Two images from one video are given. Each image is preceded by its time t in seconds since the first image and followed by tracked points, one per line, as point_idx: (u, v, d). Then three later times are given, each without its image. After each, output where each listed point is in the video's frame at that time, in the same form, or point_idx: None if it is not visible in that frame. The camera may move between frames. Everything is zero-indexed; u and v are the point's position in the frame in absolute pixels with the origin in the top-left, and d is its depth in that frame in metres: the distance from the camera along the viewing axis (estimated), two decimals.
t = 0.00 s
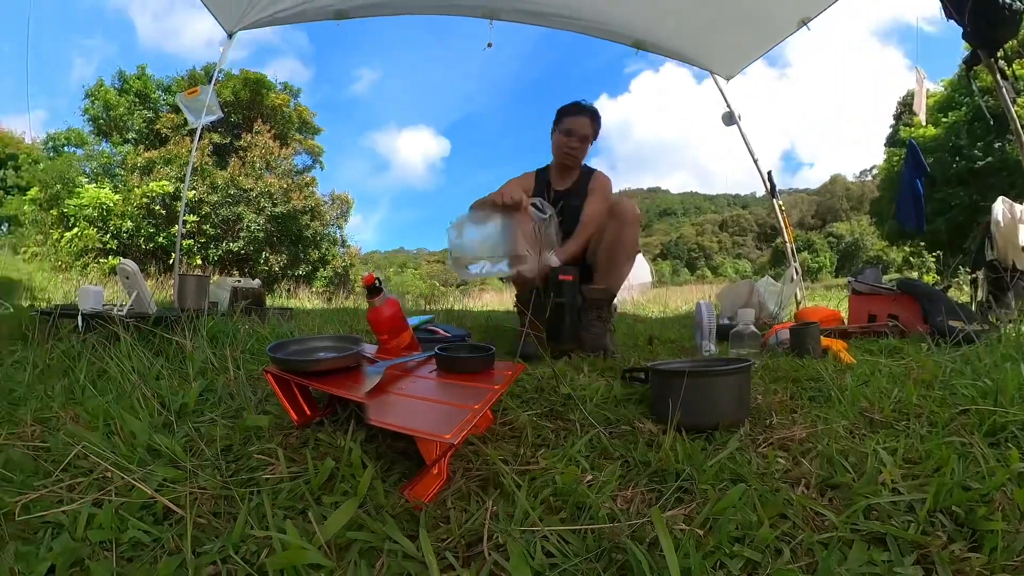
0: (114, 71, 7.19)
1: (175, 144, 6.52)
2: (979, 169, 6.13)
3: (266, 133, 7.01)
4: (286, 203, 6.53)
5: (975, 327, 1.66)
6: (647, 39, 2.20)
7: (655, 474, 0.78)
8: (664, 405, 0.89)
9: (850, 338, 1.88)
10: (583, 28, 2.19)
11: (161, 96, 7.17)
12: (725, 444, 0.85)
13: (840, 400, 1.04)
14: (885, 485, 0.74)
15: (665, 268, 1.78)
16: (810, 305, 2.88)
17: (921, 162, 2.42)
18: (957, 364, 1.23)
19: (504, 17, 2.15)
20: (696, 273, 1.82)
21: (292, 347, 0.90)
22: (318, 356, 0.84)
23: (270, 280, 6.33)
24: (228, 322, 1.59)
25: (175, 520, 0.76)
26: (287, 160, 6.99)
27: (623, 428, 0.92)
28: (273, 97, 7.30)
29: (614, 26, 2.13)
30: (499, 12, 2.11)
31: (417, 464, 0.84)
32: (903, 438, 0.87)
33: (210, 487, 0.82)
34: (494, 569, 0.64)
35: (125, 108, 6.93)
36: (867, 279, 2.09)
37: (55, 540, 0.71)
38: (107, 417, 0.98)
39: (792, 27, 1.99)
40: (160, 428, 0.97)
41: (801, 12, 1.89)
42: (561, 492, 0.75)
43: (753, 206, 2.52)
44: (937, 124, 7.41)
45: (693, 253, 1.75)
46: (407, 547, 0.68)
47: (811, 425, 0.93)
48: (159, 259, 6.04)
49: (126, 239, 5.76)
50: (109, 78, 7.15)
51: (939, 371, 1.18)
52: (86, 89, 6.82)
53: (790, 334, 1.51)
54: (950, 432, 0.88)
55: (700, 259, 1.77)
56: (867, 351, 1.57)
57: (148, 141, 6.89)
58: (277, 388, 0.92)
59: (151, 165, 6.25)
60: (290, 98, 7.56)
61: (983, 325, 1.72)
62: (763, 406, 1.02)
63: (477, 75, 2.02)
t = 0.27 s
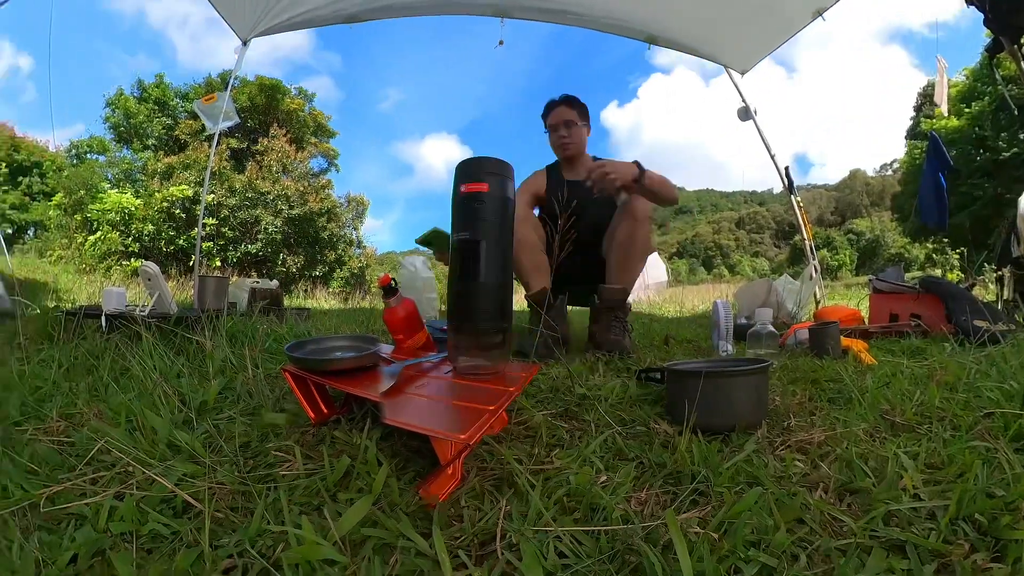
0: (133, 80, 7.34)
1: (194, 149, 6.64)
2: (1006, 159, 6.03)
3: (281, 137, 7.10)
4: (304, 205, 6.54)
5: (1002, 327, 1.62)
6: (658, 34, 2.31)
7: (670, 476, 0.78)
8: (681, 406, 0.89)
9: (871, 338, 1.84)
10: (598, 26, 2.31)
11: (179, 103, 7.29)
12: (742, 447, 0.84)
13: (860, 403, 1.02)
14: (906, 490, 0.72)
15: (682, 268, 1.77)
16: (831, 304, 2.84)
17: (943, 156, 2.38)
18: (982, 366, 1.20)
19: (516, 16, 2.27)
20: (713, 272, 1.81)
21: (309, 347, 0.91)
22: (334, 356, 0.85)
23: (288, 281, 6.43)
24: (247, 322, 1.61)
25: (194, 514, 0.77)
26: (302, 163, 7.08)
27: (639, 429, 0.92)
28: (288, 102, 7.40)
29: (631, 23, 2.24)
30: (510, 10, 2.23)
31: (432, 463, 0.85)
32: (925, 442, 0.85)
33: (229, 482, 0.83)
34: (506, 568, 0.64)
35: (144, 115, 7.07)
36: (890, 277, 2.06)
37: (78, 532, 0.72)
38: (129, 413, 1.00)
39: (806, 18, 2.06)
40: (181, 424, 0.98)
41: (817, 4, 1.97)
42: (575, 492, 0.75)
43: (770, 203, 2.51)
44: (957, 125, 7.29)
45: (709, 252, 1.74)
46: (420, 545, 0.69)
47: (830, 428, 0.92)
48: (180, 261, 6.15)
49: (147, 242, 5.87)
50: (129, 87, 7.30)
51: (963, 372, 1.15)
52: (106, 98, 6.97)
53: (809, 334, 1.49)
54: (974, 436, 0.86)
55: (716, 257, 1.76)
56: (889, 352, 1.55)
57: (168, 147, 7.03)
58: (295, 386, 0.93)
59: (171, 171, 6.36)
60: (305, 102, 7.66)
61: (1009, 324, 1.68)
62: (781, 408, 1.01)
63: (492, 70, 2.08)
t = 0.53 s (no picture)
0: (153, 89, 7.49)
1: (213, 154, 6.75)
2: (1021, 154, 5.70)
3: (299, 141, 7.17)
4: (319, 207, 6.73)
5: None
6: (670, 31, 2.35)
7: (686, 478, 0.77)
8: (698, 407, 0.88)
9: (893, 338, 1.81)
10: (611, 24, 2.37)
11: (196, 110, 7.41)
12: (760, 449, 0.83)
13: (881, 406, 1.01)
14: (927, 497, 0.71)
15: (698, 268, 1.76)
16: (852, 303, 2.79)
17: (967, 149, 2.33)
18: (1008, 368, 1.18)
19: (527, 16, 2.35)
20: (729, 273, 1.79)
21: (327, 346, 0.92)
22: (350, 355, 0.86)
23: (305, 282, 6.57)
24: (265, 322, 1.63)
25: (212, 508, 0.79)
26: (318, 166, 7.16)
27: (654, 430, 0.91)
28: (304, 106, 7.48)
29: (643, 19, 2.28)
30: (522, 11, 2.31)
31: (446, 462, 0.85)
32: (948, 447, 0.84)
33: (246, 477, 0.84)
34: (519, 568, 0.64)
35: (163, 123, 7.21)
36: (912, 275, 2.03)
37: (101, 522, 0.74)
38: (151, 410, 1.02)
39: (821, 10, 2.04)
40: (201, 421, 1.00)
41: None
42: (589, 493, 0.75)
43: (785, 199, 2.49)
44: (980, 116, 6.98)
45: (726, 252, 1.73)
46: (433, 543, 0.69)
47: (850, 431, 0.91)
48: (199, 262, 6.26)
49: (168, 244, 5.98)
50: (148, 95, 7.44)
51: (988, 375, 1.13)
52: (126, 106, 7.12)
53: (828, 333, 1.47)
54: (999, 442, 0.84)
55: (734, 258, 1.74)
56: (912, 353, 1.52)
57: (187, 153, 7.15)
58: (312, 384, 0.94)
59: (191, 175, 6.46)
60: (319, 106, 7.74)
61: None
62: (800, 410, 1.00)
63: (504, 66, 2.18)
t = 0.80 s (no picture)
0: (172, 96, 7.63)
1: (231, 158, 6.86)
2: None
3: (314, 144, 7.25)
4: (336, 209, 6.81)
5: None
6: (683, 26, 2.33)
7: (701, 481, 0.76)
8: (714, 409, 0.87)
9: (915, 339, 1.78)
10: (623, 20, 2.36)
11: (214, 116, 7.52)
12: (777, 453, 0.82)
13: (903, 409, 0.99)
14: (949, 505, 0.69)
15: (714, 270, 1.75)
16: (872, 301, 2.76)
17: (989, 143, 2.27)
18: None
19: (537, 15, 2.36)
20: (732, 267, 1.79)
21: (343, 345, 0.93)
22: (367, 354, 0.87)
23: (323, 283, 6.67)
24: (283, 322, 1.65)
25: (230, 502, 0.80)
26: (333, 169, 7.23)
27: (670, 432, 0.91)
28: (318, 110, 7.56)
29: (655, 14, 2.27)
30: (532, 11, 2.32)
31: (460, 461, 0.85)
32: (972, 453, 0.82)
33: (264, 474, 0.85)
34: (531, 568, 0.64)
35: (182, 129, 7.33)
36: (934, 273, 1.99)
37: (122, 515, 0.76)
38: (171, 407, 1.04)
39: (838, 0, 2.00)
40: (220, 418, 1.01)
41: None
42: (603, 494, 0.75)
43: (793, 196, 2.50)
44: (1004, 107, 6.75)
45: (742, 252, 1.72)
46: (446, 541, 0.70)
47: (870, 434, 0.89)
48: (218, 264, 6.32)
49: (187, 247, 6.04)
50: (167, 103, 7.57)
51: (1015, 377, 1.10)
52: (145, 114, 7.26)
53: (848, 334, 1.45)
54: None
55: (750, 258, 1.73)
56: (935, 354, 1.49)
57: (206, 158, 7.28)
58: (328, 383, 0.95)
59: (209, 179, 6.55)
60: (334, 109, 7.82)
61: None
62: (818, 413, 0.99)
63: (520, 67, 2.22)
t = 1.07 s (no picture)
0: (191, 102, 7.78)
1: (249, 162, 6.97)
2: None
3: (329, 147, 7.35)
4: (352, 210, 6.87)
5: None
6: (696, 21, 2.32)
7: (717, 484, 0.76)
8: (730, 410, 0.87)
9: (939, 339, 1.75)
10: (634, 16, 2.36)
11: (231, 122, 7.62)
12: (795, 456, 0.81)
13: (926, 411, 0.97)
14: (972, 512, 0.68)
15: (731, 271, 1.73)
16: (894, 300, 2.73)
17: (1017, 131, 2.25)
18: None
19: (547, 14, 2.38)
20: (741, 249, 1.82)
21: (359, 345, 0.94)
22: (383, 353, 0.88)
23: (340, 284, 6.73)
24: (300, 322, 1.67)
25: (248, 497, 0.81)
26: (348, 171, 7.31)
27: (685, 433, 0.90)
28: (333, 113, 7.66)
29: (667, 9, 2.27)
30: (543, 10, 2.33)
31: (475, 460, 0.86)
32: (997, 458, 0.80)
33: (281, 470, 0.86)
34: (544, 568, 0.64)
35: (200, 135, 7.47)
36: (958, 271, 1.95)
37: (143, 508, 0.77)
38: (192, 404, 1.06)
39: None
40: (239, 415, 1.03)
41: None
42: (617, 495, 0.75)
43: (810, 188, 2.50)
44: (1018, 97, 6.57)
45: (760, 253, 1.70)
46: (460, 539, 0.70)
47: (891, 438, 0.88)
48: (237, 265, 6.44)
49: (208, 249, 6.16)
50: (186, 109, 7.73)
51: None
52: (165, 121, 7.42)
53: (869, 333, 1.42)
54: None
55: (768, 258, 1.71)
56: (959, 355, 1.47)
57: (224, 163, 7.40)
58: (345, 381, 0.96)
59: (228, 183, 6.67)
60: (349, 113, 7.90)
61: None
62: (838, 415, 0.97)
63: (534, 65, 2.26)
